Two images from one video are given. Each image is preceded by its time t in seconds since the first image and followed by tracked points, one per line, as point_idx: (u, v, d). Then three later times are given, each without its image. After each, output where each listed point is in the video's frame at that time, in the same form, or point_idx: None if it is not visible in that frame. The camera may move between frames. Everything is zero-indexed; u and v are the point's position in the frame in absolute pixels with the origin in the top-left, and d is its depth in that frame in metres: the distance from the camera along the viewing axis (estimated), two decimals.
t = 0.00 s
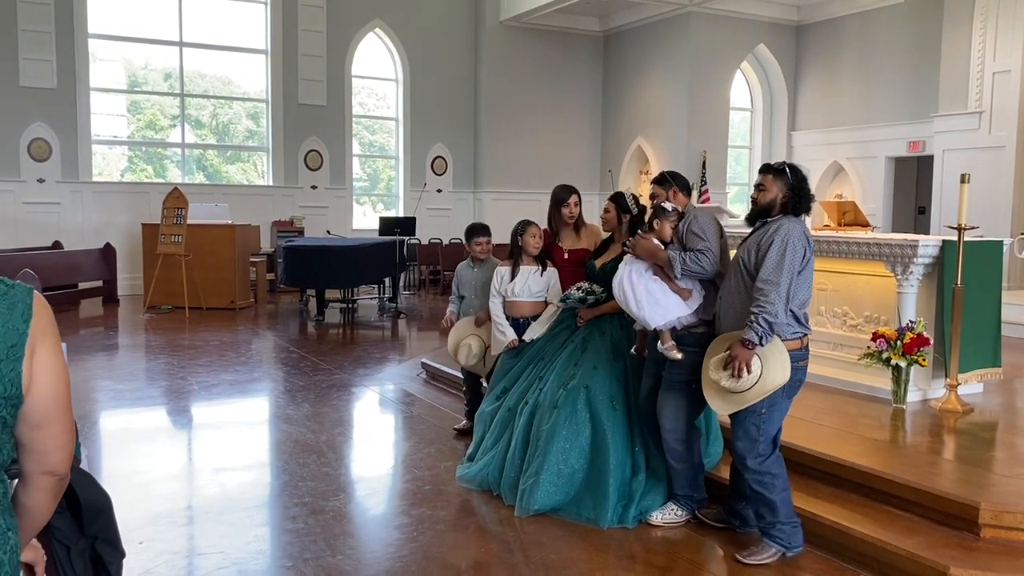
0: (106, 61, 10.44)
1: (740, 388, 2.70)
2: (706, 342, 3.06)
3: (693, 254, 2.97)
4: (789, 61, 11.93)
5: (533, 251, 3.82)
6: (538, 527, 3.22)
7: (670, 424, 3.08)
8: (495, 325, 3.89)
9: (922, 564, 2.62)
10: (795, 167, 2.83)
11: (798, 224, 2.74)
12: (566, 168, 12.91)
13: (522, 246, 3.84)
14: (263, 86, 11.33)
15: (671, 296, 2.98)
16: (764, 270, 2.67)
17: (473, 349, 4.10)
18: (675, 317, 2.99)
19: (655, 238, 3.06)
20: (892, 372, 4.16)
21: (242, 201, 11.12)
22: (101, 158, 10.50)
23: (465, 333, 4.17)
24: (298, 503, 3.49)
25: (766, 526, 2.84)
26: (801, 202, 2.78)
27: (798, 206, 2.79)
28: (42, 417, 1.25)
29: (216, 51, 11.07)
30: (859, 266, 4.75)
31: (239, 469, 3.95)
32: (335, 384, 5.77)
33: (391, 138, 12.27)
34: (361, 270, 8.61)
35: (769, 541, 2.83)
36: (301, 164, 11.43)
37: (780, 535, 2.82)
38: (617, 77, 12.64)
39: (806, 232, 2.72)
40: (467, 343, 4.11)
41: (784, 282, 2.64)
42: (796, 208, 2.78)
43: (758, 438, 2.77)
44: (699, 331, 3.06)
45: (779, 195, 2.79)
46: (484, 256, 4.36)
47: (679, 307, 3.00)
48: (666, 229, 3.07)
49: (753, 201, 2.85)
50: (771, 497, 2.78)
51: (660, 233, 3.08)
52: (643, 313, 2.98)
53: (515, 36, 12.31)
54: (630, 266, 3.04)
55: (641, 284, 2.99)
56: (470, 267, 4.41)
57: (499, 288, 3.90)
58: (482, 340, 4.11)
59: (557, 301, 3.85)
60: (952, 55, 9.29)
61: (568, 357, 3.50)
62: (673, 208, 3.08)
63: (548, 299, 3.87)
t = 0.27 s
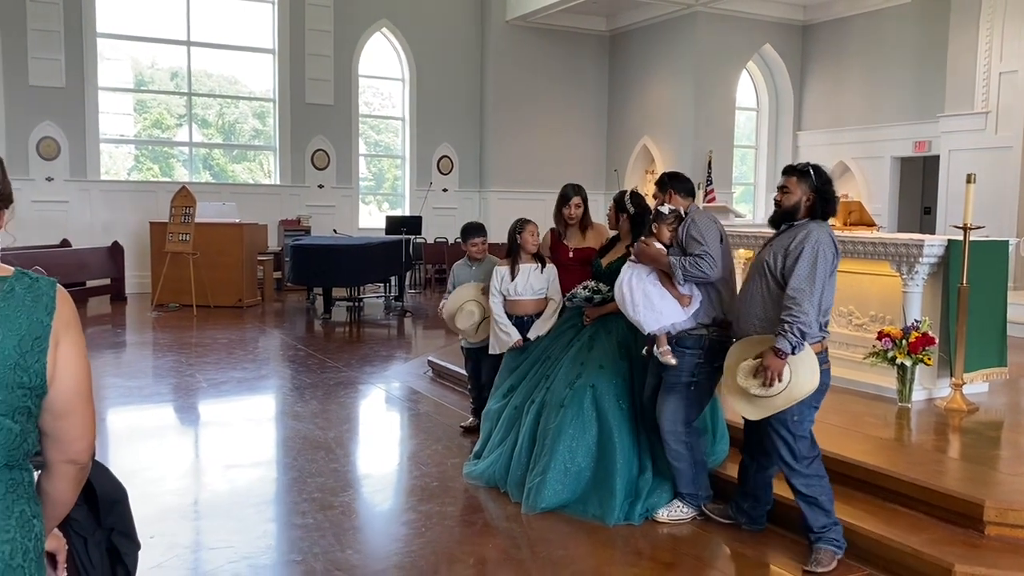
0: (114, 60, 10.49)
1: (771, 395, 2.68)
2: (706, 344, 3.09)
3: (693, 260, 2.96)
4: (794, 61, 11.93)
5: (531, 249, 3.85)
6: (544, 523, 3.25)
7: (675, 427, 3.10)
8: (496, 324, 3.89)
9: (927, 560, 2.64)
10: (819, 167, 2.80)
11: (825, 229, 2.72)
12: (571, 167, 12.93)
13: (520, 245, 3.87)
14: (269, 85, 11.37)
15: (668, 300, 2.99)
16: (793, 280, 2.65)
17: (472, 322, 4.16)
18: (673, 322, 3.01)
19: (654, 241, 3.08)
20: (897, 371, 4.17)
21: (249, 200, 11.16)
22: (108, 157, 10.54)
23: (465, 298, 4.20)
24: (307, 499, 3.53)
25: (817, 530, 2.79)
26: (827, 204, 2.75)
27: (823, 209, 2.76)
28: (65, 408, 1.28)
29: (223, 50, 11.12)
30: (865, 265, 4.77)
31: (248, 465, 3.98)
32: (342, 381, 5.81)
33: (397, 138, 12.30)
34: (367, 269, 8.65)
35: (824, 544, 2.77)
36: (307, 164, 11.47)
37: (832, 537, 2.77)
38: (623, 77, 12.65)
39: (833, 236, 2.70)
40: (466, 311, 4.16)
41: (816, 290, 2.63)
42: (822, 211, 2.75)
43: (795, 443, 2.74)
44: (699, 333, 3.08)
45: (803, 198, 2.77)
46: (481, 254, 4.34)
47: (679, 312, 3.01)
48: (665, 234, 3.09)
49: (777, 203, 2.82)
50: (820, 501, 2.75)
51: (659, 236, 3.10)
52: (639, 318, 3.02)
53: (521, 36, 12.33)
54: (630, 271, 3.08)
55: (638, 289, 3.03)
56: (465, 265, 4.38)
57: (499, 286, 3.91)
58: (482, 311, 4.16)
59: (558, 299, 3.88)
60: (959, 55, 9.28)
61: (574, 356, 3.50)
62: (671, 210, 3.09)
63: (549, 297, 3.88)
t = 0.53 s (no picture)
0: (118, 58, 10.51)
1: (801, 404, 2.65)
2: (705, 345, 3.10)
3: (691, 257, 3.00)
4: (799, 60, 11.92)
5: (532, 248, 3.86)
6: (548, 521, 3.26)
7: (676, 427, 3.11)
8: (499, 325, 3.89)
9: (930, 559, 2.65)
10: (832, 164, 2.74)
11: (845, 230, 2.67)
12: (575, 167, 12.93)
13: (520, 245, 3.88)
14: (273, 84, 11.38)
15: (661, 301, 3.00)
16: (821, 288, 2.61)
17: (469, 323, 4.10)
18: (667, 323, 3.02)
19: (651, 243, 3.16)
20: (901, 371, 4.17)
21: (252, 198, 11.18)
22: (113, 155, 10.56)
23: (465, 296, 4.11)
24: (312, 496, 3.54)
25: (826, 531, 2.79)
26: (844, 203, 2.69)
27: (839, 208, 2.70)
28: (76, 401, 1.29)
29: (227, 49, 11.14)
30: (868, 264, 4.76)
31: (253, 463, 3.99)
32: (347, 379, 5.82)
33: (400, 136, 12.32)
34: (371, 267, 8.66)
35: (832, 545, 2.77)
36: (311, 162, 11.49)
37: (840, 539, 2.78)
38: (627, 76, 12.65)
39: (854, 237, 2.66)
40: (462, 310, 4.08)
41: (845, 297, 2.59)
42: (838, 210, 2.70)
43: (818, 447, 2.71)
44: (697, 334, 3.09)
45: (817, 197, 2.72)
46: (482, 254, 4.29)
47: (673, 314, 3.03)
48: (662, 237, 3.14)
49: (791, 204, 2.78)
50: (835, 506, 2.74)
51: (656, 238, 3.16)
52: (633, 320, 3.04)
53: (525, 35, 12.34)
54: (628, 272, 3.11)
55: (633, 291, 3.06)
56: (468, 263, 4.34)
57: (501, 285, 3.93)
58: (480, 311, 4.09)
59: (561, 295, 3.90)
60: (963, 55, 9.28)
61: (578, 355, 3.51)
62: (666, 212, 3.12)
63: (551, 295, 3.90)
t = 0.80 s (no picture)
0: (119, 55, 10.51)
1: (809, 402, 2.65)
2: (701, 341, 3.09)
3: (695, 251, 2.99)
4: (800, 58, 11.91)
5: (535, 245, 3.87)
6: (550, 518, 3.26)
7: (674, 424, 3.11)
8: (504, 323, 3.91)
9: (931, 557, 2.65)
10: (836, 161, 2.71)
11: (857, 226, 2.63)
12: (576, 165, 12.93)
13: (524, 242, 3.90)
14: (274, 81, 11.38)
15: (654, 297, 3.00)
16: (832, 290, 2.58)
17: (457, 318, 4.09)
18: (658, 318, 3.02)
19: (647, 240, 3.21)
20: (903, 369, 4.17)
21: (253, 196, 11.19)
22: (114, 153, 10.58)
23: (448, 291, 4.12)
24: (314, 493, 3.54)
25: (829, 528, 2.78)
26: (850, 201, 2.67)
27: (847, 205, 2.68)
28: (77, 395, 1.29)
29: (228, 47, 11.14)
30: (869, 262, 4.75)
31: (255, 460, 4.00)
32: (348, 377, 5.83)
33: (401, 134, 12.31)
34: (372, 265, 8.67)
35: (833, 542, 2.76)
36: (312, 160, 11.50)
37: (842, 537, 2.77)
38: (628, 74, 12.64)
39: (867, 234, 2.62)
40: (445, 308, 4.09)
41: (856, 298, 2.55)
42: (846, 207, 2.68)
43: (837, 446, 2.69)
44: (692, 330, 3.09)
45: (824, 198, 2.71)
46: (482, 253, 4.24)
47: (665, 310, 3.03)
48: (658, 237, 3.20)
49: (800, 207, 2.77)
50: (843, 504, 2.73)
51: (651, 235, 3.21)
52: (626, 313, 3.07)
53: (527, 33, 12.33)
54: (628, 265, 3.12)
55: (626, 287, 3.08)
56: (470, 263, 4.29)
57: (505, 283, 3.96)
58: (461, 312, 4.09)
59: (564, 295, 3.91)
60: (965, 54, 9.27)
61: (581, 353, 3.51)
62: (664, 210, 3.16)
63: (555, 294, 3.92)
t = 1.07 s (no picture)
0: (119, 53, 10.50)
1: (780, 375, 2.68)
2: (704, 332, 3.08)
3: (683, 243, 3.00)
4: (800, 56, 11.90)
5: (539, 243, 3.89)
6: (549, 516, 3.26)
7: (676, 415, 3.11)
8: (505, 321, 3.94)
9: (931, 556, 2.65)
10: (827, 160, 2.68)
11: (862, 222, 2.61)
12: (576, 163, 12.92)
13: (528, 240, 3.93)
14: (274, 79, 11.36)
15: (653, 279, 3.00)
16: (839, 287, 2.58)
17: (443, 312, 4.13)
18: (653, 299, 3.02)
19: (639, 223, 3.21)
20: (903, 368, 4.17)
21: (253, 194, 11.18)
22: (114, 150, 10.56)
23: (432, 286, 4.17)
24: (313, 491, 3.54)
25: (831, 526, 2.76)
26: (846, 197, 2.66)
27: (847, 202, 2.68)
28: (74, 395, 1.29)
29: (228, 45, 11.13)
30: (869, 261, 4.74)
31: (254, 458, 4.00)
32: (347, 375, 5.83)
33: (401, 132, 12.30)
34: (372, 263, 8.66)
35: (834, 541, 2.75)
36: (312, 158, 11.49)
37: (843, 537, 2.76)
38: (628, 72, 12.63)
39: (873, 229, 2.60)
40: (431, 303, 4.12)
41: (865, 292, 2.55)
42: (846, 205, 2.67)
43: (855, 445, 2.68)
44: (694, 321, 3.08)
45: (824, 198, 2.68)
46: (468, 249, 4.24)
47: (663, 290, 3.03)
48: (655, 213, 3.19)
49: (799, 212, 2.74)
50: (852, 503, 2.72)
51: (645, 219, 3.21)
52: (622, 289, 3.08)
53: (527, 31, 12.32)
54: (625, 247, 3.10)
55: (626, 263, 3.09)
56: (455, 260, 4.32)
57: (507, 280, 3.97)
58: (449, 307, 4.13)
59: (566, 295, 3.90)
60: (965, 52, 9.26)
61: (579, 352, 3.51)
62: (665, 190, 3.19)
63: (557, 294, 3.92)
